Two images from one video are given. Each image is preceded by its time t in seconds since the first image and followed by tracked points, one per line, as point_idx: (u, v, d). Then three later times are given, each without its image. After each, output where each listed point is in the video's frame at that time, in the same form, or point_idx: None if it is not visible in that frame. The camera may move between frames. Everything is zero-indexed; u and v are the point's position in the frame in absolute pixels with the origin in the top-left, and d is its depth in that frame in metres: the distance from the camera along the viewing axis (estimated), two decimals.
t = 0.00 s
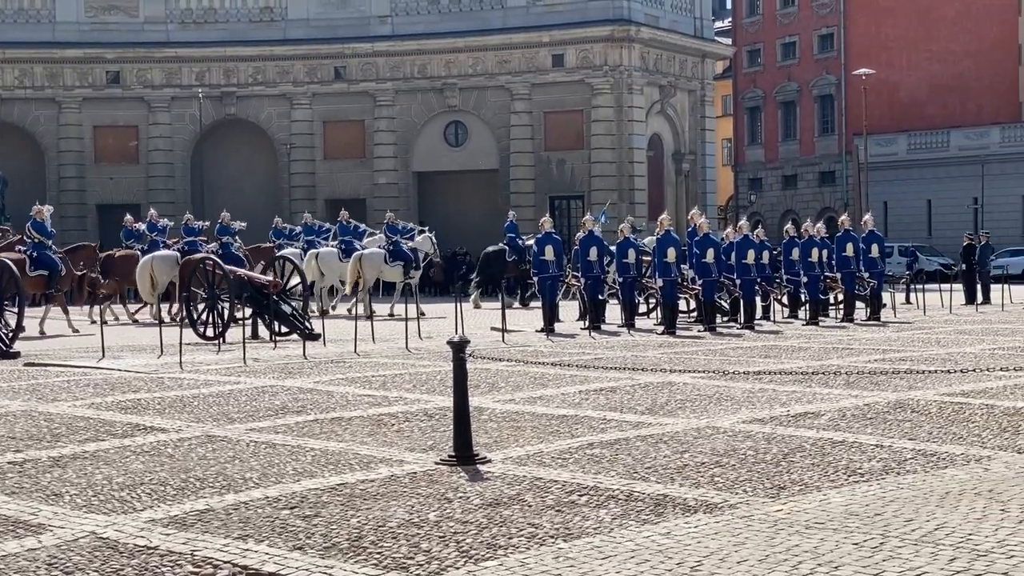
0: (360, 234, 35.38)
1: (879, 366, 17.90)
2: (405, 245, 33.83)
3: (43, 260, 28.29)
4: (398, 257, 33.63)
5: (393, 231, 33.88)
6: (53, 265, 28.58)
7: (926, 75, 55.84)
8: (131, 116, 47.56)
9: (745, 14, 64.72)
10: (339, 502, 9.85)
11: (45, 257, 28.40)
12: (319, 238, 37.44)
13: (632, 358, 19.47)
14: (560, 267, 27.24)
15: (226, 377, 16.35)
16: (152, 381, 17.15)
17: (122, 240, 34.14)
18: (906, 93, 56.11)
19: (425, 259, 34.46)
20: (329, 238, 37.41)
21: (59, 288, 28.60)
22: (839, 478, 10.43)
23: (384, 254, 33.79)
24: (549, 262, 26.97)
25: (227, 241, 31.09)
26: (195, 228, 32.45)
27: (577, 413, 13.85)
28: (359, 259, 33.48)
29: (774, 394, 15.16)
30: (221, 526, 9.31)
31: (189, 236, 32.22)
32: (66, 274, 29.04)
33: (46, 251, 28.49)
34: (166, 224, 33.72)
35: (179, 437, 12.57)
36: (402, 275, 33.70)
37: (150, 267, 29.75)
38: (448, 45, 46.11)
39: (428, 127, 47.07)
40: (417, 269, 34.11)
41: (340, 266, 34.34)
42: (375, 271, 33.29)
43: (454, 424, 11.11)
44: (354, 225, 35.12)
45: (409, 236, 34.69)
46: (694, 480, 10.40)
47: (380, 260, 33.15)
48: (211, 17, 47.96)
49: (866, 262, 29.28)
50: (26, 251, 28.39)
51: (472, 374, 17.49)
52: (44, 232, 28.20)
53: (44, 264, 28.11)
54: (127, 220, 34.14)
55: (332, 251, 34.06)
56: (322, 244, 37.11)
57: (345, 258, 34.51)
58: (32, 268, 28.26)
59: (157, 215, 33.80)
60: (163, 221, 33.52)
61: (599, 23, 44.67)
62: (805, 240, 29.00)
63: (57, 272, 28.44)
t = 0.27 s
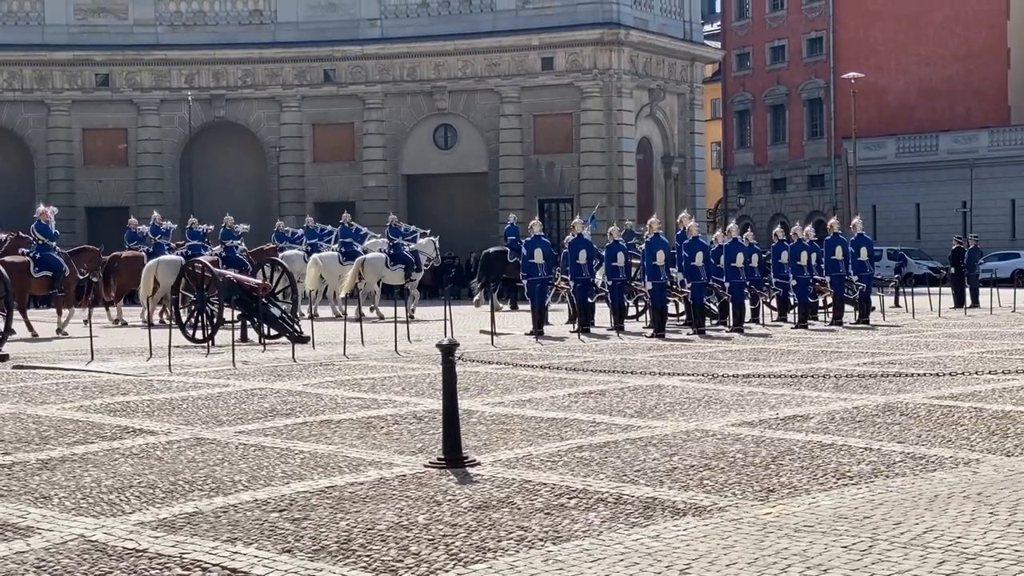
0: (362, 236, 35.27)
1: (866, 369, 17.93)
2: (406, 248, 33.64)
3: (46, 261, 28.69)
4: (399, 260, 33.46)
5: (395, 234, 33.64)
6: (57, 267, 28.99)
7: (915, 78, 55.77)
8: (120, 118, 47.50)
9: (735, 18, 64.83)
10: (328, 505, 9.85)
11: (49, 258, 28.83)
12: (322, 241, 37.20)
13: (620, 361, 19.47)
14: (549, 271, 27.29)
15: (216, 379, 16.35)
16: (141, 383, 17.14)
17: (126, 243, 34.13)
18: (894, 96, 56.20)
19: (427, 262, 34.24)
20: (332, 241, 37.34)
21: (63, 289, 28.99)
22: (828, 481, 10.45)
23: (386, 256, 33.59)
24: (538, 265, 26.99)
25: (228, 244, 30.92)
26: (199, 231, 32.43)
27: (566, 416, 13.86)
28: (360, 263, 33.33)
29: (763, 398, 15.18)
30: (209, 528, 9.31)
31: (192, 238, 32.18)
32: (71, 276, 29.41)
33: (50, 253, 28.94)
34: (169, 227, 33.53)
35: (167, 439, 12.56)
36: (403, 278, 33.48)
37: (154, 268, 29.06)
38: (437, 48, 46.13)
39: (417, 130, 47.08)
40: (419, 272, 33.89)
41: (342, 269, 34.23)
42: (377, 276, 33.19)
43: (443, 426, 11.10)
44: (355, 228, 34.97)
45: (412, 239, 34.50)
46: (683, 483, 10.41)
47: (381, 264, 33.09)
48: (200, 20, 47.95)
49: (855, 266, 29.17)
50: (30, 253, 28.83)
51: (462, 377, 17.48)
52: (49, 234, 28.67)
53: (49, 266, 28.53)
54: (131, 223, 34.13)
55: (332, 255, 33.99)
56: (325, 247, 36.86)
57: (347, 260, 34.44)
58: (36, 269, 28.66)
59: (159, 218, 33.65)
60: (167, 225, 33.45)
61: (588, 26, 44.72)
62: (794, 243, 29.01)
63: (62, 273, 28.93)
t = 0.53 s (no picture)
0: (368, 239, 35.84)
1: (859, 372, 17.95)
2: (412, 252, 33.97)
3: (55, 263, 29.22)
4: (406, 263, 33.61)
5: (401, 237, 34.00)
6: (66, 269, 29.53)
7: (909, 80, 55.79)
8: (114, 121, 47.47)
9: (729, 21, 64.89)
10: (321, 508, 9.85)
11: (58, 260, 29.36)
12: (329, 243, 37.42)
13: (614, 364, 19.49)
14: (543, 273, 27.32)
15: (209, 383, 16.34)
16: (135, 386, 17.16)
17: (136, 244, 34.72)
18: (887, 98, 56.25)
19: (433, 264, 34.48)
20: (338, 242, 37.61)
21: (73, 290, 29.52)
22: (822, 484, 10.46)
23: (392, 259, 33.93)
24: (532, 268, 26.94)
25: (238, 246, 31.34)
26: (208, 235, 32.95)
27: (560, 419, 13.86)
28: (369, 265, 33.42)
29: (756, 400, 15.20)
30: (203, 531, 9.31)
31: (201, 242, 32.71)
32: (80, 278, 29.93)
33: (59, 255, 29.46)
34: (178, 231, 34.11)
35: (161, 442, 12.56)
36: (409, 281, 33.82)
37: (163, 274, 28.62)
38: (431, 51, 46.12)
39: (411, 133, 47.08)
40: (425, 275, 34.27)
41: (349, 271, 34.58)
42: (386, 278, 33.27)
43: (437, 429, 11.09)
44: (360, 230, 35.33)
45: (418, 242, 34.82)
46: (676, 486, 10.42)
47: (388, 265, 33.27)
48: (194, 23, 47.97)
49: (849, 268, 29.38)
50: (39, 256, 29.34)
51: (456, 380, 17.49)
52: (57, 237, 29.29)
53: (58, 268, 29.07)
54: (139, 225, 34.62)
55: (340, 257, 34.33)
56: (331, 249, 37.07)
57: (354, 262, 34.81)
58: (45, 271, 29.17)
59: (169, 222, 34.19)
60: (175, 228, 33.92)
61: (582, 30, 44.76)
62: (788, 246, 28.97)
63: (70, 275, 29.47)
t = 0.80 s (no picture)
0: (378, 241, 35.93)
1: (855, 374, 17.95)
2: (422, 254, 33.93)
3: (70, 265, 29.19)
4: (416, 265, 33.79)
5: (412, 239, 33.99)
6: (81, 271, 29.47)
7: (906, 83, 55.88)
8: (111, 123, 47.47)
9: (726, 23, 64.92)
10: (318, 510, 9.85)
11: (73, 263, 29.31)
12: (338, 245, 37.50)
13: (611, 366, 19.50)
14: (540, 275, 27.32)
15: (205, 385, 16.32)
16: (131, 389, 17.13)
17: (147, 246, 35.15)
18: (884, 100, 56.34)
19: (444, 268, 34.34)
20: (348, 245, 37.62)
21: (87, 293, 29.45)
22: (819, 486, 10.46)
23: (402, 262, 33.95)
24: (530, 271, 26.93)
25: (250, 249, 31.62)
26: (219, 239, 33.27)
27: (557, 421, 13.86)
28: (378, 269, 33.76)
29: (753, 403, 15.21)
30: (199, 535, 9.31)
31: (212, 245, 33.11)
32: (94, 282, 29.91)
33: (74, 257, 29.39)
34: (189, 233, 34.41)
35: (157, 445, 12.55)
36: (420, 283, 33.81)
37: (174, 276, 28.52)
38: (429, 53, 46.15)
39: (408, 135, 47.09)
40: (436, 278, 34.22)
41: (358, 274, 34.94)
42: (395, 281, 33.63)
43: (434, 431, 11.11)
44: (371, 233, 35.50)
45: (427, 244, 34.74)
46: (673, 488, 10.42)
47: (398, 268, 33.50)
48: (191, 25, 48.01)
49: (845, 270, 29.40)
50: (55, 257, 29.29)
51: (453, 382, 17.48)
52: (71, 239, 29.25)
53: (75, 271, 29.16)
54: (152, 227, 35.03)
55: (349, 260, 34.62)
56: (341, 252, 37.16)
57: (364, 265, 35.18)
58: (59, 273, 29.15)
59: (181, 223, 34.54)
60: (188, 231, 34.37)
61: (579, 32, 44.79)
62: (784, 248, 28.97)
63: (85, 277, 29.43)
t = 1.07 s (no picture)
0: (390, 242, 35.99)
1: (855, 375, 17.98)
2: (435, 254, 33.96)
3: (84, 269, 29.50)
4: (429, 266, 33.86)
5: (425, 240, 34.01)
6: (96, 274, 29.79)
7: (906, 85, 55.92)
8: (111, 125, 47.49)
9: (726, 24, 64.92)
10: (317, 512, 9.86)
11: (87, 266, 29.63)
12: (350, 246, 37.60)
13: (610, 367, 19.51)
14: (540, 276, 27.34)
15: (205, 387, 16.34)
16: (131, 390, 17.14)
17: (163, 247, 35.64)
18: (884, 102, 56.36)
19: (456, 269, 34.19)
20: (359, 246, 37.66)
21: (101, 296, 29.81)
22: (818, 488, 10.46)
23: (415, 263, 34.00)
24: (529, 272, 26.95)
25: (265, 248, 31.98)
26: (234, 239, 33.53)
27: (557, 422, 13.87)
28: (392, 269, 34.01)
29: (752, 404, 15.22)
30: (198, 535, 9.33)
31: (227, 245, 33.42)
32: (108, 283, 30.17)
33: (88, 261, 29.73)
34: (206, 235, 34.90)
35: (157, 447, 12.56)
36: (432, 283, 33.82)
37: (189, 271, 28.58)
38: (428, 55, 46.18)
39: (408, 136, 47.10)
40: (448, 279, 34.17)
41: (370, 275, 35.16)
42: (407, 281, 33.84)
43: (434, 432, 11.12)
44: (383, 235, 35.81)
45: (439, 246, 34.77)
46: (672, 489, 10.42)
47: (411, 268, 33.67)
48: (191, 27, 48.03)
49: (844, 272, 29.39)
50: (69, 261, 29.64)
51: (452, 384, 17.50)
52: (87, 243, 29.49)
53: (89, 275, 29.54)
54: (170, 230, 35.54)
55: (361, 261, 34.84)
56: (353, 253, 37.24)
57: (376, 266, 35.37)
58: (75, 276, 29.52)
59: (197, 225, 34.99)
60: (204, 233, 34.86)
61: (579, 33, 44.79)
62: (784, 249, 28.99)
63: (100, 280, 29.80)
